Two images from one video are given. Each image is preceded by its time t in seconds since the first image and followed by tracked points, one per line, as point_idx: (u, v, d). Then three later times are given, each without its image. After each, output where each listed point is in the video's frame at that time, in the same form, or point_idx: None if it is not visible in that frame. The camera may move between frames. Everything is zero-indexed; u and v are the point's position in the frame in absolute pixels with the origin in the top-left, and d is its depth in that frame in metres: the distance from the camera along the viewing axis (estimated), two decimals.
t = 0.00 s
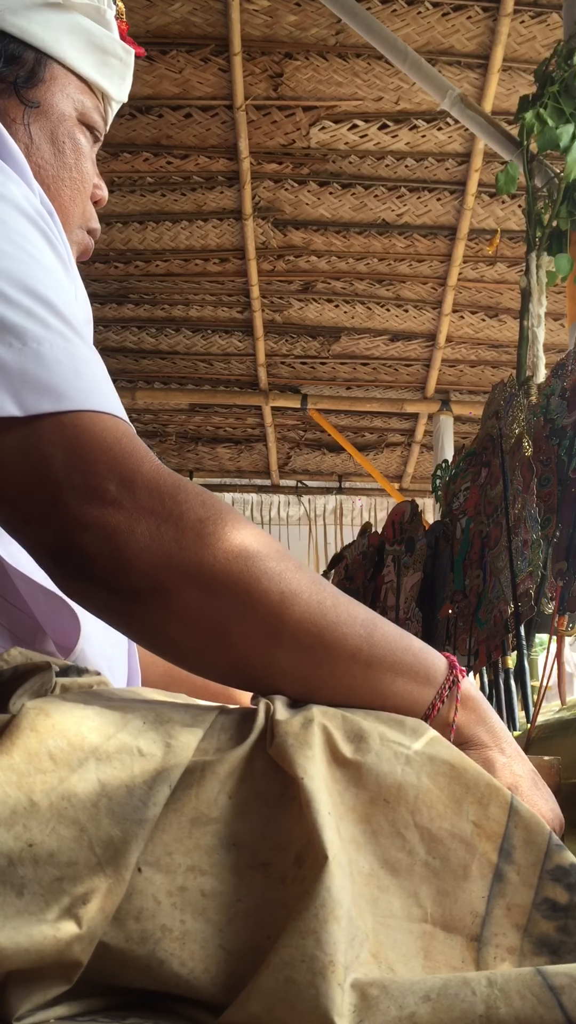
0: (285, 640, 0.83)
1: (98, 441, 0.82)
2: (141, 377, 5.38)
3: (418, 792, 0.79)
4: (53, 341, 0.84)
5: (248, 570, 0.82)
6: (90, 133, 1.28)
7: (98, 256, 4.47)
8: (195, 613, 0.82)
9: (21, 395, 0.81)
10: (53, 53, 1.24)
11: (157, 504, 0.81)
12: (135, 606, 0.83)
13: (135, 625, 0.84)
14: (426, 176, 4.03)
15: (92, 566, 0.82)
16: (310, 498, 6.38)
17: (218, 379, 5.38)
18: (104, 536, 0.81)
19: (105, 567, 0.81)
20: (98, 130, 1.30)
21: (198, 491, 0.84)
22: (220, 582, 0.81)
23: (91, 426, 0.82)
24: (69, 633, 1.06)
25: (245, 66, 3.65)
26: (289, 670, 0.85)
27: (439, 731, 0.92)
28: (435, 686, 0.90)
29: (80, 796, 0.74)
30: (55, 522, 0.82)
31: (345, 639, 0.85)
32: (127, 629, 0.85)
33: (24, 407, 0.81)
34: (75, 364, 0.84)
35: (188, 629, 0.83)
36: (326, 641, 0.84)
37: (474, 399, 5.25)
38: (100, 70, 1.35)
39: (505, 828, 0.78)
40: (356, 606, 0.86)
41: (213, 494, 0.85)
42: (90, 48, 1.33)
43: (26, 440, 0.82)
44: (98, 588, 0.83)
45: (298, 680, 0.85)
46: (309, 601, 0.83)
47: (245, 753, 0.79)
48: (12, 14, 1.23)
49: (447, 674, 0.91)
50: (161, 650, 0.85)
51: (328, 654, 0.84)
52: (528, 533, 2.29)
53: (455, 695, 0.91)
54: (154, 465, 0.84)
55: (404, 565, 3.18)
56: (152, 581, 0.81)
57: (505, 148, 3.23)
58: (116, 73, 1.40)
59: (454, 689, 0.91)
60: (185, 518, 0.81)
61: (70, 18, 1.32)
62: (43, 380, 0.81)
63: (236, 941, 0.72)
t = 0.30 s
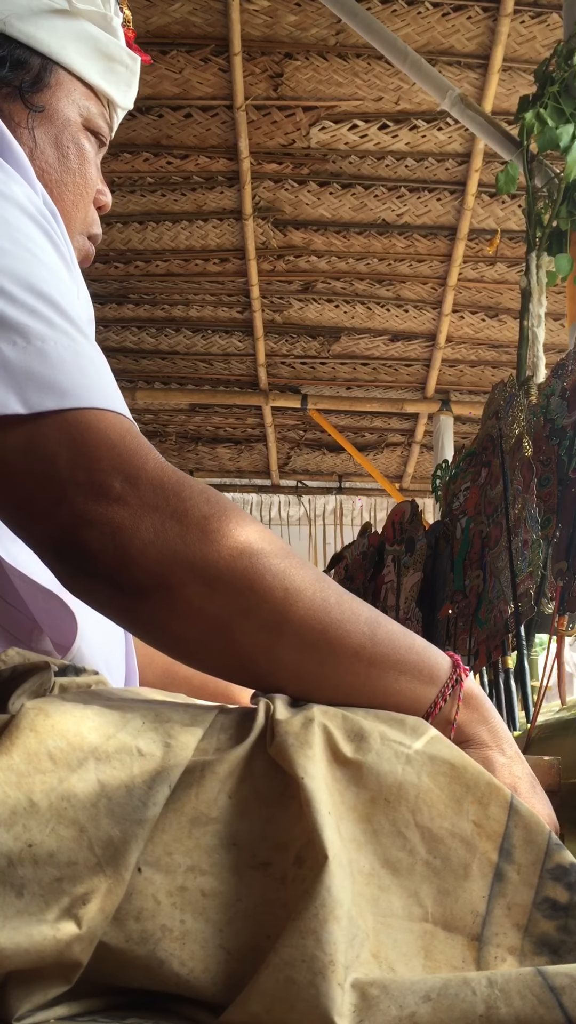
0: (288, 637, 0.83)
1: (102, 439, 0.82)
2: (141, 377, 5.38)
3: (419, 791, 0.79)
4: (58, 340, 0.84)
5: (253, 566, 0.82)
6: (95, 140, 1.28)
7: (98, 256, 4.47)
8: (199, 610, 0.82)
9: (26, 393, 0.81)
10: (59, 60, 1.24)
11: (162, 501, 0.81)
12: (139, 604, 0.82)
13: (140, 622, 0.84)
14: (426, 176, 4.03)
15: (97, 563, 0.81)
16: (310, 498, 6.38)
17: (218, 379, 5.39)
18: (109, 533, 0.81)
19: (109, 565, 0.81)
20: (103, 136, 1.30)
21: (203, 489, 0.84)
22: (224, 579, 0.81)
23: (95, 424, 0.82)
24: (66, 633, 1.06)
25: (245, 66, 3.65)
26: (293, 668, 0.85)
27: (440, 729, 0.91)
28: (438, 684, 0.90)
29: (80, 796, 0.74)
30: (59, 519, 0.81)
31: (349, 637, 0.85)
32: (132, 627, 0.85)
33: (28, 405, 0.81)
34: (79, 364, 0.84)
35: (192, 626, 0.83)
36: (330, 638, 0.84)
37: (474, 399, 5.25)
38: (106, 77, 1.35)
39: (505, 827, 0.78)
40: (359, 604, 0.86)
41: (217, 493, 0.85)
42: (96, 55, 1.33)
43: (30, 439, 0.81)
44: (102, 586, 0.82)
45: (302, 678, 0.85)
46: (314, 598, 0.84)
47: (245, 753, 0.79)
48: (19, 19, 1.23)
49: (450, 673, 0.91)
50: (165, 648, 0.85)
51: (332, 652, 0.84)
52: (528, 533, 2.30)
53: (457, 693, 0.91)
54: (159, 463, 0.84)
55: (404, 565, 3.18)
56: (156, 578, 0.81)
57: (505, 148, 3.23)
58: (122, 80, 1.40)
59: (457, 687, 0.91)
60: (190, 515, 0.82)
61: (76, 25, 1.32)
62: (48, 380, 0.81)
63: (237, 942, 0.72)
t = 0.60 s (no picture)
0: (292, 637, 0.83)
1: (106, 439, 0.82)
2: (141, 377, 5.38)
3: (419, 793, 0.79)
4: (62, 340, 0.84)
5: (256, 566, 0.82)
6: (101, 145, 1.28)
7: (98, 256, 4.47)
8: (203, 609, 0.82)
9: (30, 393, 0.81)
10: (66, 65, 1.24)
11: (166, 500, 0.81)
12: (142, 603, 0.82)
13: (143, 622, 0.84)
14: (426, 176, 4.03)
15: (100, 562, 0.81)
16: (309, 498, 6.39)
17: (218, 379, 5.39)
18: (113, 532, 0.81)
19: (113, 564, 0.81)
20: (109, 142, 1.30)
21: (206, 489, 0.84)
22: (228, 578, 0.81)
23: (100, 424, 0.82)
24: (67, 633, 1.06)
25: (245, 66, 3.64)
26: (296, 668, 0.85)
27: (442, 729, 0.91)
28: (441, 685, 0.90)
29: (81, 797, 0.74)
30: (62, 519, 0.81)
31: (352, 637, 0.84)
32: (135, 627, 0.85)
33: (33, 404, 0.81)
34: (84, 364, 0.84)
35: (195, 625, 0.83)
36: (334, 638, 0.84)
37: (474, 399, 5.25)
38: (113, 84, 1.35)
39: (504, 830, 0.78)
40: (362, 604, 0.86)
41: (221, 492, 0.85)
42: (103, 61, 1.33)
43: (34, 438, 0.81)
44: (105, 585, 0.82)
45: (305, 677, 0.85)
46: (317, 597, 0.83)
47: (246, 753, 0.79)
48: (29, 25, 1.23)
49: (453, 673, 0.91)
50: (167, 647, 0.85)
51: (335, 651, 0.84)
52: (529, 533, 2.30)
53: (460, 693, 0.91)
54: (162, 462, 0.84)
55: (405, 565, 3.18)
56: (160, 577, 0.81)
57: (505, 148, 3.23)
58: (128, 87, 1.40)
59: (460, 688, 0.91)
60: (194, 514, 0.81)
61: (84, 31, 1.33)
62: (53, 379, 0.81)
63: (236, 942, 0.72)
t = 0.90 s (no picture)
0: (292, 637, 0.83)
1: (109, 440, 0.82)
2: (141, 377, 5.38)
3: (420, 793, 0.79)
4: (67, 341, 0.84)
5: (257, 567, 0.82)
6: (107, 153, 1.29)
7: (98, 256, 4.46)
8: (204, 611, 0.82)
9: (35, 393, 0.81)
10: (76, 73, 1.23)
11: (167, 501, 0.81)
12: (143, 604, 0.82)
13: (144, 623, 0.84)
14: (426, 176, 4.03)
15: (102, 563, 0.81)
16: (309, 498, 6.39)
17: (218, 379, 5.39)
18: (115, 533, 0.81)
19: (114, 564, 0.81)
20: (114, 149, 1.30)
21: (208, 490, 0.84)
22: (228, 579, 0.81)
23: (102, 425, 0.82)
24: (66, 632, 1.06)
25: (245, 66, 3.64)
26: (297, 669, 0.85)
27: (443, 730, 0.91)
28: (441, 685, 0.90)
29: (80, 797, 0.74)
30: (64, 520, 0.81)
31: (353, 638, 0.84)
32: (136, 628, 0.85)
33: (38, 405, 0.81)
34: (89, 364, 0.84)
35: (196, 626, 0.83)
36: (334, 640, 0.84)
37: (474, 399, 5.25)
38: (119, 93, 1.35)
39: (504, 832, 0.78)
40: (363, 606, 0.86)
41: (222, 494, 0.85)
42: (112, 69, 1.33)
43: (37, 438, 0.81)
44: (106, 586, 0.82)
45: (305, 678, 0.85)
46: (318, 599, 0.83)
47: (246, 753, 0.79)
48: (42, 32, 1.22)
49: (453, 675, 0.91)
50: (167, 648, 0.85)
51: (335, 652, 0.84)
52: (528, 533, 2.30)
53: (461, 694, 0.91)
54: (164, 463, 0.84)
55: (405, 565, 3.18)
56: (161, 578, 0.81)
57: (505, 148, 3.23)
58: (134, 96, 1.40)
59: (460, 689, 0.91)
60: (195, 516, 0.82)
61: (94, 39, 1.32)
62: (57, 379, 0.82)
63: (236, 941, 0.72)
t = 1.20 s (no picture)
0: (296, 639, 0.83)
1: (114, 441, 0.82)
2: (141, 377, 5.39)
3: (421, 794, 0.79)
4: (75, 343, 0.84)
5: (261, 569, 0.82)
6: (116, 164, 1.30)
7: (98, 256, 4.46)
8: (207, 612, 0.82)
9: (43, 393, 0.81)
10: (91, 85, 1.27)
11: (171, 503, 0.82)
12: (146, 606, 0.82)
13: (147, 625, 0.84)
14: (426, 176, 4.03)
15: (105, 564, 0.81)
16: (309, 498, 6.39)
17: (218, 379, 5.39)
18: (119, 535, 0.81)
19: (118, 565, 0.81)
20: (123, 161, 1.32)
21: (211, 492, 0.84)
22: (232, 581, 0.81)
23: (108, 426, 0.82)
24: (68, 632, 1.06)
25: (245, 66, 3.64)
26: (299, 671, 0.85)
27: (445, 732, 0.91)
28: (444, 687, 0.90)
29: (80, 797, 0.74)
30: (67, 521, 0.81)
31: (355, 640, 0.85)
32: (139, 630, 0.85)
33: (46, 405, 0.81)
34: (96, 367, 0.84)
35: (199, 627, 0.83)
36: (337, 641, 0.84)
37: (474, 399, 5.26)
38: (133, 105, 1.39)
39: (505, 834, 0.78)
40: (366, 609, 0.87)
41: (226, 496, 0.85)
42: (126, 83, 1.37)
43: (42, 438, 0.81)
44: (109, 587, 0.82)
45: (308, 680, 0.85)
46: (321, 601, 0.84)
47: (246, 752, 0.79)
48: (59, 46, 1.26)
49: (456, 677, 0.91)
50: (170, 650, 0.85)
51: (338, 654, 0.84)
52: (529, 533, 2.30)
53: (463, 696, 0.91)
54: (168, 465, 0.84)
55: (404, 566, 3.18)
56: (165, 580, 0.81)
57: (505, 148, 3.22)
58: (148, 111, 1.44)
59: (462, 691, 0.92)
60: (199, 517, 0.82)
61: (110, 55, 1.37)
62: (65, 380, 0.82)
63: (236, 941, 0.72)
